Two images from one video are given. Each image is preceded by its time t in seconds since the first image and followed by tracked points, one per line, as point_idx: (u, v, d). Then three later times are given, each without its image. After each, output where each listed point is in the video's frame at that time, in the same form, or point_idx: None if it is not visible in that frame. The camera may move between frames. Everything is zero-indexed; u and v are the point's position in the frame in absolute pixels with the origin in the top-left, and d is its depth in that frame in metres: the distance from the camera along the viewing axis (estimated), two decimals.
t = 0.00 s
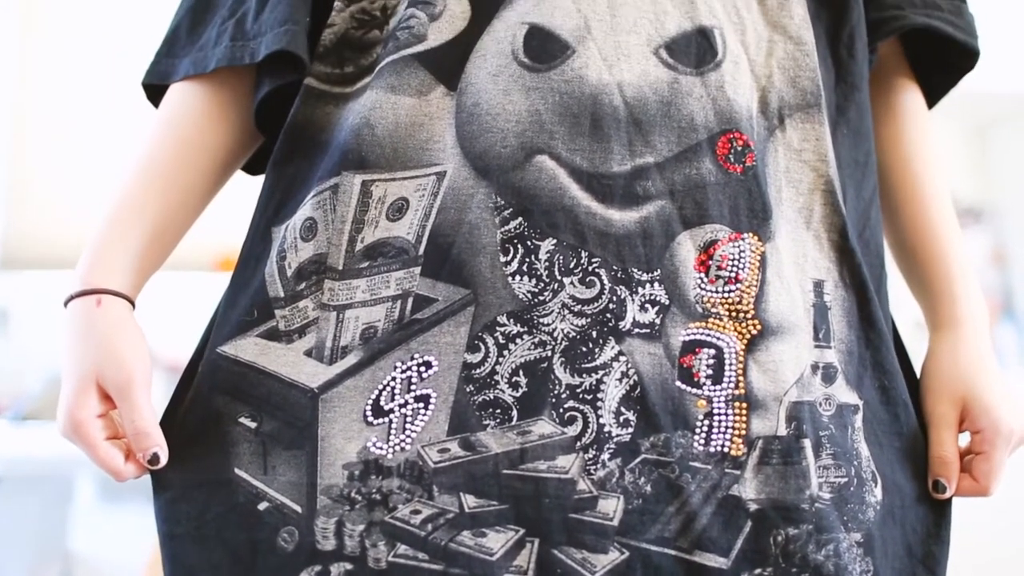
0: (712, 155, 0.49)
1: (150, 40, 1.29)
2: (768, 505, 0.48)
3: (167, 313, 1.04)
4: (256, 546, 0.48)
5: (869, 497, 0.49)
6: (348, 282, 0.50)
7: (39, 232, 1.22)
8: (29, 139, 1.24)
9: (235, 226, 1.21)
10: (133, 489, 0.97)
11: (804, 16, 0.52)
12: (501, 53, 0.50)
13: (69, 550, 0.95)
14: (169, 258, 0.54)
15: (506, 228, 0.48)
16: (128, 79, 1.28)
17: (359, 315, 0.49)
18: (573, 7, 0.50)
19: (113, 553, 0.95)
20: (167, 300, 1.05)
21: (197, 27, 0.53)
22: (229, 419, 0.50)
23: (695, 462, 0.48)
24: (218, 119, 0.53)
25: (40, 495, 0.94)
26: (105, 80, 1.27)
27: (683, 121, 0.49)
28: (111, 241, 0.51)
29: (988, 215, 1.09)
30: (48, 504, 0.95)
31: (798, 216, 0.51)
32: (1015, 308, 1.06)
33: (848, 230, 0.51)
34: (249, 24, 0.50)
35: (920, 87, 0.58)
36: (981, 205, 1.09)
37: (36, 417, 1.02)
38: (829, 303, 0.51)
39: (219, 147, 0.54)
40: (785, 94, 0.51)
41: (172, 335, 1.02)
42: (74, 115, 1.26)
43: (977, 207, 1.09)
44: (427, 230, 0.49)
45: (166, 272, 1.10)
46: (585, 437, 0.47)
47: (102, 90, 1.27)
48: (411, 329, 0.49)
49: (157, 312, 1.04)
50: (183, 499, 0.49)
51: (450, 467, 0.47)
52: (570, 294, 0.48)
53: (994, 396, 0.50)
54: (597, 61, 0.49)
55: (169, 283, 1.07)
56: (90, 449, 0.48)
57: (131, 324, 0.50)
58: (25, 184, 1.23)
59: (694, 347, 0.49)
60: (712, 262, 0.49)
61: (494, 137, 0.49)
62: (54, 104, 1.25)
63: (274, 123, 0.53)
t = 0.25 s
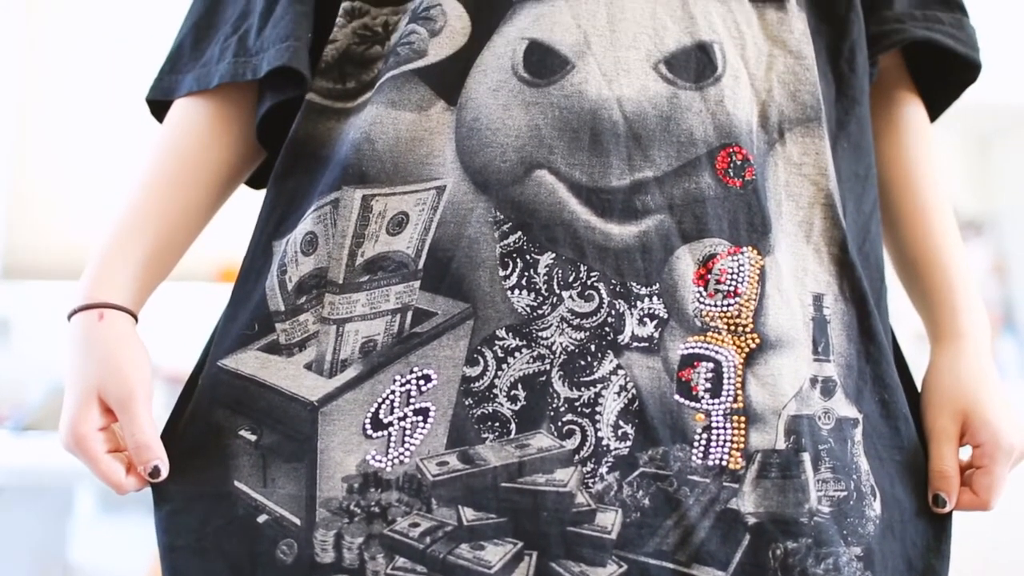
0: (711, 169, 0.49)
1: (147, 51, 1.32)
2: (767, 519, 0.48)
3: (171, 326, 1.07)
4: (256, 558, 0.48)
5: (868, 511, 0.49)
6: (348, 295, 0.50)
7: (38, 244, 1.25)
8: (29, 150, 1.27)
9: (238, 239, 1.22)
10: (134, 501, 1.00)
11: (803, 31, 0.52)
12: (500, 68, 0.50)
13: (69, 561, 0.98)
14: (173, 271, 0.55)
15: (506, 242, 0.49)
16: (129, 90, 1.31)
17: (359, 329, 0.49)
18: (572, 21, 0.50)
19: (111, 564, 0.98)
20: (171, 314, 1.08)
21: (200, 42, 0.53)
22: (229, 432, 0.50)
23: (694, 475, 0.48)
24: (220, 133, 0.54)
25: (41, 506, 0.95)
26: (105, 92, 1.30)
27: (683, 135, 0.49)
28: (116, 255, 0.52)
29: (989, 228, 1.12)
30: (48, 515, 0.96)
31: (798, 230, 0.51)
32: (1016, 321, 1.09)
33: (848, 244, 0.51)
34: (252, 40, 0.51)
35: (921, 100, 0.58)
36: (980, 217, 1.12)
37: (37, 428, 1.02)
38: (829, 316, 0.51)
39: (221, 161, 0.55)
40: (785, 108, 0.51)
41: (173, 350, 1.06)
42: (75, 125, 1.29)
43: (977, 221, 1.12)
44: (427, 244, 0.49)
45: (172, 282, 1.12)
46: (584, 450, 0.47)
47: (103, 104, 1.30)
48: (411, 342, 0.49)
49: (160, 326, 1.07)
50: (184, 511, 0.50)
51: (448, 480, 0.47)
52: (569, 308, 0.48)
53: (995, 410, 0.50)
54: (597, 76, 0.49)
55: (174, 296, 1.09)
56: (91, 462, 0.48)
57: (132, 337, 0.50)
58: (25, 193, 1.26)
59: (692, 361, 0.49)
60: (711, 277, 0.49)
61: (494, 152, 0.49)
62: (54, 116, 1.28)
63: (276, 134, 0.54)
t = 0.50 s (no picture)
0: (710, 182, 0.49)
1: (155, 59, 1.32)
2: (768, 533, 0.47)
3: (174, 337, 1.07)
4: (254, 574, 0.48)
5: (869, 526, 0.49)
6: (348, 308, 0.50)
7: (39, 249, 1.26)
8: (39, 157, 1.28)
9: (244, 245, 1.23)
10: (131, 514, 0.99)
11: (801, 44, 0.52)
12: (500, 80, 0.50)
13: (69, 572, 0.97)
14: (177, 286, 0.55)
15: (505, 254, 0.48)
16: (130, 94, 1.32)
17: (359, 342, 0.49)
18: (571, 34, 0.50)
19: None
20: (175, 327, 1.07)
21: (202, 58, 0.54)
22: (230, 446, 0.50)
23: (694, 489, 0.47)
24: (222, 147, 0.54)
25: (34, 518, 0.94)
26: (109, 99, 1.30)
27: (682, 147, 0.49)
28: (120, 270, 0.52)
29: (989, 239, 1.13)
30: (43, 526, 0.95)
31: (797, 243, 0.51)
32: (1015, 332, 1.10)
33: (847, 257, 0.51)
34: (252, 55, 0.51)
35: (921, 113, 0.58)
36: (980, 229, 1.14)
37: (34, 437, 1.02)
38: (829, 329, 0.51)
39: (224, 175, 0.55)
40: (783, 121, 0.51)
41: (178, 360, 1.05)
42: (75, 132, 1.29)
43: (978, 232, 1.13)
44: (426, 257, 0.49)
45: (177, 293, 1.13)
46: (584, 464, 0.47)
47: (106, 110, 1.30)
48: (410, 356, 0.49)
49: (163, 338, 1.06)
50: (182, 526, 0.49)
51: (448, 495, 0.47)
52: (569, 320, 0.48)
53: (994, 425, 0.50)
54: (596, 88, 0.49)
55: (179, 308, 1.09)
56: (92, 478, 0.48)
57: (133, 352, 0.50)
58: (25, 199, 1.27)
59: (692, 374, 0.48)
60: (710, 289, 0.49)
61: (494, 164, 0.49)
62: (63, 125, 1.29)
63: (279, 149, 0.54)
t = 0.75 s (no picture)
0: (709, 195, 0.49)
1: (157, 65, 1.35)
2: (767, 545, 0.47)
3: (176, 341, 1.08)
4: None
5: (868, 539, 0.49)
6: (349, 321, 0.50)
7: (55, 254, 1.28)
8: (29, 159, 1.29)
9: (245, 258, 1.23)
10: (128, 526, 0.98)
11: (801, 58, 0.52)
12: (500, 94, 0.50)
13: None
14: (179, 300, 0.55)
15: (505, 267, 0.49)
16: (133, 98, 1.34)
17: (360, 355, 0.50)
18: (571, 48, 0.50)
19: None
20: (177, 331, 1.08)
21: (206, 72, 0.54)
22: (230, 459, 0.50)
23: (693, 501, 0.47)
24: (224, 161, 0.54)
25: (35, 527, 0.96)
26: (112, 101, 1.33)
27: (681, 161, 0.49)
28: (121, 284, 0.52)
29: (989, 252, 1.15)
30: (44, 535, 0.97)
31: (797, 256, 0.51)
32: (1016, 346, 1.12)
33: (846, 270, 0.51)
34: (254, 69, 0.52)
35: (921, 127, 0.58)
36: (981, 242, 1.15)
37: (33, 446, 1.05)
38: (828, 342, 0.51)
39: (225, 190, 0.55)
40: (783, 134, 0.51)
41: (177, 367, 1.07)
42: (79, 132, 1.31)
43: (977, 244, 1.15)
44: (426, 269, 0.49)
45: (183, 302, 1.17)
46: (583, 476, 0.47)
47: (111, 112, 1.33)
48: (411, 368, 0.49)
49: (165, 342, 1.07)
50: (182, 537, 0.49)
51: (447, 506, 0.47)
52: (568, 333, 0.48)
53: (995, 439, 0.50)
54: (595, 102, 0.49)
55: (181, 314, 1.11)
56: (93, 489, 0.48)
57: (135, 364, 0.50)
58: (31, 204, 1.29)
59: (691, 387, 0.48)
60: (710, 302, 0.49)
61: (494, 178, 0.49)
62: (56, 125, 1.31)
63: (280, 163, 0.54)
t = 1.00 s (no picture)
0: (709, 208, 0.49)
1: (155, 72, 1.35)
2: (766, 560, 0.47)
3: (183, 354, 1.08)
4: None
5: (868, 553, 0.49)
6: (349, 334, 0.50)
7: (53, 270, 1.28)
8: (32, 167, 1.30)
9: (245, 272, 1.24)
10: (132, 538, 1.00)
11: (800, 71, 0.52)
12: (500, 107, 0.50)
13: None
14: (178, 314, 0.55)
15: (504, 281, 0.49)
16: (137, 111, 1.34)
17: (359, 368, 0.50)
18: (570, 61, 0.50)
19: None
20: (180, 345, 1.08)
21: (206, 85, 0.55)
22: (230, 471, 0.50)
23: (692, 515, 0.47)
24: (224, 176, 0.54)
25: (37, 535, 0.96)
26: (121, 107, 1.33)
27: (681, 174, 0.49)
28: (122, 298, 0.52)
29: (989, 265, 1.17)
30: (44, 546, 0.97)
31: (796, 270, 0.51)
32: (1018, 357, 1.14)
33: (845, 283, 0.51)
34: (255, 83, 0.52)
35: (920, 140, 0.58)
36: (983, 254, 1.17)
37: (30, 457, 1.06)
38: (828, 356, 0.51)
39: (225, 204, 0.55)
40: (782, 148, 0.51)
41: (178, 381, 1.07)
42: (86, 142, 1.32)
43: (978, 257, 1.17)
44: (426, 283, 0.49)
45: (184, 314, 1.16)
46: (581, 490, 0.47)
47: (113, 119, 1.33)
48: (410, 382, 0.49)
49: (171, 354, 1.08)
50: (182, 550, 0.50)
51: (445, 520, 0.47)
52: (567, 346, 0.48)
53: (994, 453, 0.50)
54: (594, 116, 0.49)
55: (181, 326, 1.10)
56: (93, 503, 0.48)
57: (136, 378, 0.51)
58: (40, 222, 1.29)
59: (690, 401, 0.48)
60: (709, 316, 0.49)
61: (494, 192, 0.49)
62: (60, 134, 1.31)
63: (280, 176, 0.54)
